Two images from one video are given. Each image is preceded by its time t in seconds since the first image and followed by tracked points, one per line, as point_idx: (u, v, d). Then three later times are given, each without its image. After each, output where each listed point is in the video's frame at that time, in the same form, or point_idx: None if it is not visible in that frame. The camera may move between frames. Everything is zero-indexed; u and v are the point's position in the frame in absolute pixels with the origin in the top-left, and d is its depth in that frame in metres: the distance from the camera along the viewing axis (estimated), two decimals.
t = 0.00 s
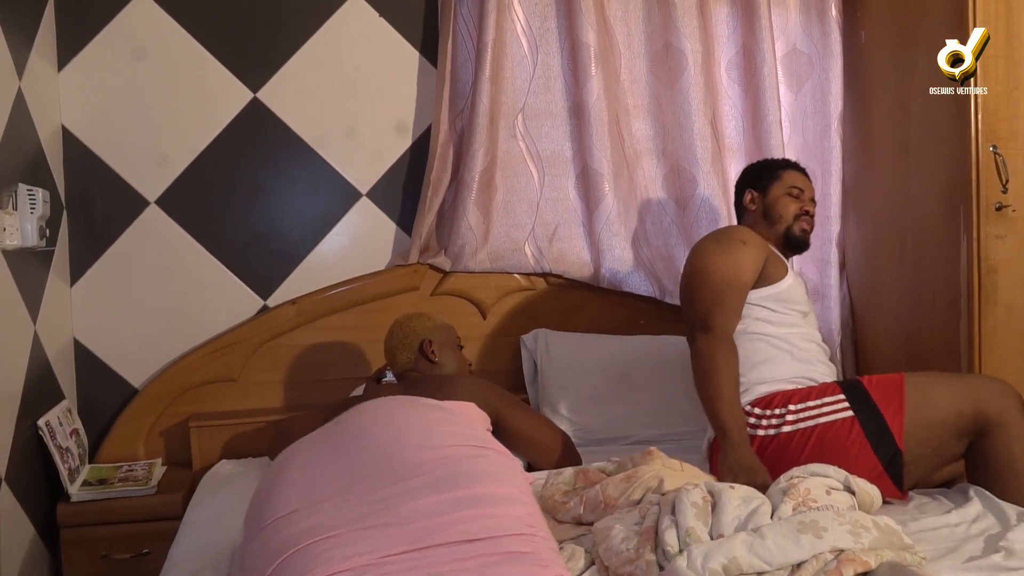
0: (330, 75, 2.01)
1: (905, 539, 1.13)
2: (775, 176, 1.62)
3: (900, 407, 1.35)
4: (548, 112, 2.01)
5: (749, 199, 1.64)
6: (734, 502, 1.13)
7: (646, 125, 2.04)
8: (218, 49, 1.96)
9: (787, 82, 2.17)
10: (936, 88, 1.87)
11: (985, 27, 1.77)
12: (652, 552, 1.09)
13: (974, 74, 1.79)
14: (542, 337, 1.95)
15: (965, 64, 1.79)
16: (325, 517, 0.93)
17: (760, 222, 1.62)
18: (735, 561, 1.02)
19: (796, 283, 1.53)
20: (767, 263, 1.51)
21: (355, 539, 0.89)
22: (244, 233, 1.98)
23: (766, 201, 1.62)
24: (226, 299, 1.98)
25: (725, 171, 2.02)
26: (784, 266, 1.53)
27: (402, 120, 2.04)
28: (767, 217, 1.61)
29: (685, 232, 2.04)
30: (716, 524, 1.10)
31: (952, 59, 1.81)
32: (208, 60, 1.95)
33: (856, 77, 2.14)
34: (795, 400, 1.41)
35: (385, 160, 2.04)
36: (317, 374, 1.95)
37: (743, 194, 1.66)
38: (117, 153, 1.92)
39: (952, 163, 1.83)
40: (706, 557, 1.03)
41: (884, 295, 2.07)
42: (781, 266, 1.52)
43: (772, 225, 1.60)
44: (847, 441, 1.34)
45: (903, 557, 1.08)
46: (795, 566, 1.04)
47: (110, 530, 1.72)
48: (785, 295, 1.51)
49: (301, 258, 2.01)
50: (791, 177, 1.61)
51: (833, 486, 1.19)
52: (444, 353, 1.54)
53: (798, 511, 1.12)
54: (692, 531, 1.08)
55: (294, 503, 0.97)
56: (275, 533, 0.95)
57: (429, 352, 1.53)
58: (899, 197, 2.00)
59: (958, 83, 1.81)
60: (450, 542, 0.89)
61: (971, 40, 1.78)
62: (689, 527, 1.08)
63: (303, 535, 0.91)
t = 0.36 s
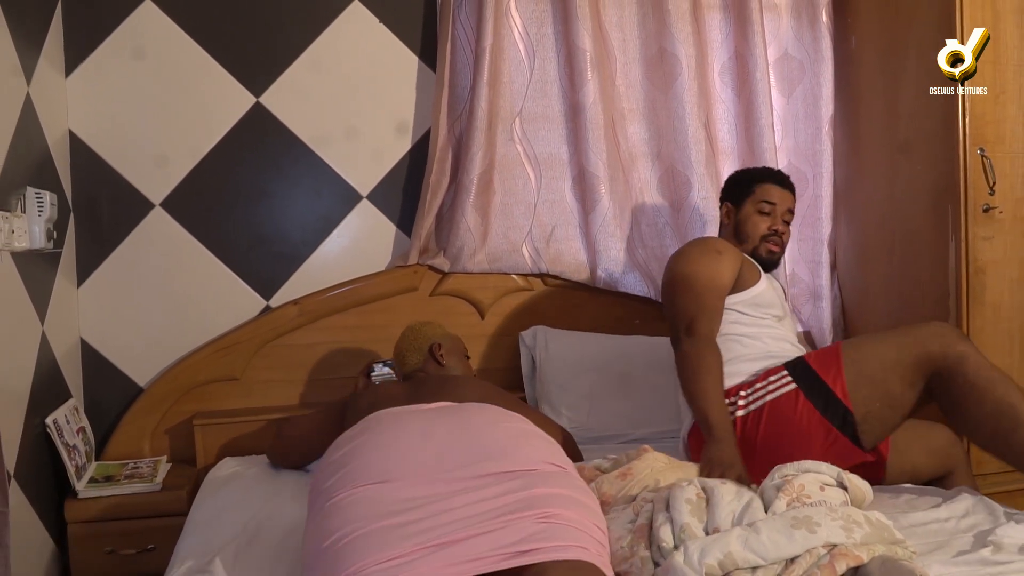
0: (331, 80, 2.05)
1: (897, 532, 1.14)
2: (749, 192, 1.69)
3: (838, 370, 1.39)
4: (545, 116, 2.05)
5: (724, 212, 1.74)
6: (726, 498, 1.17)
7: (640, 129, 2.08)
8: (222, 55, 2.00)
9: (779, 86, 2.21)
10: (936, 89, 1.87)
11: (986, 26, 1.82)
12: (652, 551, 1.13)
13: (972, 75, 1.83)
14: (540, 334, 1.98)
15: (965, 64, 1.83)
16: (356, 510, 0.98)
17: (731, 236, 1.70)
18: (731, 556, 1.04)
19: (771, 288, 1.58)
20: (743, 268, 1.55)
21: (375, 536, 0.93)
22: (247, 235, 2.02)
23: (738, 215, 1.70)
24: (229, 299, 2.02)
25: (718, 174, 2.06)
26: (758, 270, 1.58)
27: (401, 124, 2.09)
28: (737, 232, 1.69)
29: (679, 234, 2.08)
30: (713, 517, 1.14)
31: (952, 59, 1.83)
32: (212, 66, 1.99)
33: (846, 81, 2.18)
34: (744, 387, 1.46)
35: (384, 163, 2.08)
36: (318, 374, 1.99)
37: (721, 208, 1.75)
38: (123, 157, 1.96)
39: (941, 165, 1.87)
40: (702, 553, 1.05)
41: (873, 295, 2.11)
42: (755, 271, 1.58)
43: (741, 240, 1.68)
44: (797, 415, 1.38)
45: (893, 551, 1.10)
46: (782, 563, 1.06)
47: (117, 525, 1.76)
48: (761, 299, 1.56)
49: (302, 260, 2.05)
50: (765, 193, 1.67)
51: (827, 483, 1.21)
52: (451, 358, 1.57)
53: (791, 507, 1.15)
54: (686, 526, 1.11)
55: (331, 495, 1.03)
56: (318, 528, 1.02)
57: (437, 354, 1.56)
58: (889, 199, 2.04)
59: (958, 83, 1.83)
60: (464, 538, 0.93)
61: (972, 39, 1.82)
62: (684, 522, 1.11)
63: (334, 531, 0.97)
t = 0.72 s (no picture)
0: (329, 82, 2.06)
1: (893, 532, 1.15)
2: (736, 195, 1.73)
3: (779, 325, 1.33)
4: (543, 118, 2.06)
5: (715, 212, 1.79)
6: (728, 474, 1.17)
7: (637, 130, 2.09)
8: (221, 57, 2.01)
9: (775, 88, 2.23)
10: (936, 88, 1.87)
11: (986, 26, 1.84)
12: (667, 538, 1.14)
13: (972, 75, 1.84)
14: (539, 334, 2.00)
15: (965, 64, 1.83)
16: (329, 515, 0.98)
17: (721, 237, 1.75)
18: (728, 554, 1.06)
19: (767, 289, 1.59)
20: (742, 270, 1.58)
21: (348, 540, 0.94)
22: (246, 235, 2.03)
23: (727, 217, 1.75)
24: (229, 300, 2.03)
25: (714, 174, 2.07)
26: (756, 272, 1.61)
27: (399, 125, 2.10)
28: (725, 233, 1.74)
29: (675, 235, 2.10)
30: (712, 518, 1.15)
31: (952, 59, 1.84)
32: (211, 68, 2.01)
33: (841, 83, 2.19)
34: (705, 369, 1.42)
35: (383, 165, 2.09)
36: (317, 373, 2.00)
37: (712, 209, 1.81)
38: (123, 158, 1.97)
39: (935, 166, 1.88)
40: (701, 550, 1.06)
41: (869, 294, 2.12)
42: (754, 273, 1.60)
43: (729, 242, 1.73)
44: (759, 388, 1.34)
45: (889, 551, 1.11)
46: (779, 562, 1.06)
47: (118, 524, 1.77)
48: (754, 300, 1.57)
49: (301, 260, 2.07)
50: (753, 196, 1.71)
51: (829, 483, 1.21)
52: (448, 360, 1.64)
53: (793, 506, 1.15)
54: (691, 525, 1.14)
55: (305, 504, 1.03)
56: (293, 537, 1.01)
57: (434, 356, 1.63)
58: (884, 199, 2.05)
59: (958, 83, 1.83)
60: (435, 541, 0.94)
61: (970, 40, 1.84)
62: (688, 522, 1.13)
63: (313, 537, 0.97)
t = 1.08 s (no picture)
0: (329, 83, 2.07)
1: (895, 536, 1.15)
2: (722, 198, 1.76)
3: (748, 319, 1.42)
4: (540, 119, 2.07)
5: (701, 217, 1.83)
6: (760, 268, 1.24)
7: (634, 131, 2.10)
8: (221, 59, 2.02)
9: (771, 89, 2.24)
10: (936, 88, 1.86)
11: (986, 27, 1.85)
12: (740, 425, 1.15)
13: (972, 75, 1.85)
14: (542, 328, 2.01)
15: (964, 64, 1.84)
16: (296, 513, 0.95)
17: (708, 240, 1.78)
18: (740, 545, 1.04)
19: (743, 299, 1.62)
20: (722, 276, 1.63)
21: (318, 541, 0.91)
22: (246, 236, 2.05)
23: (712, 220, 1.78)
24: (228, 300, 2.04)
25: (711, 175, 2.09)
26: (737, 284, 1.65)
27: (398, 126, 2.11)
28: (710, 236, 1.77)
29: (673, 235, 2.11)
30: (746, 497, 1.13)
31: (952, 59, 1.84)
32: (211, 70, 2.02)
33: (838, 84, 2.20)
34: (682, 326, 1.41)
35: (382, 166, 2.10)
36: (316, 373, 2.01)
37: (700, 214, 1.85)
38: (123, 159, 1.98)
39: (932, 167, 1.89)
40: (712, 540, 1.04)
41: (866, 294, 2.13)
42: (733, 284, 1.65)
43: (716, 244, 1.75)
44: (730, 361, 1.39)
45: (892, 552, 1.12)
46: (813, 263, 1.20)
47: (118, 524, 1.78)
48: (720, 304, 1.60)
49: (301, 261, 2.08)
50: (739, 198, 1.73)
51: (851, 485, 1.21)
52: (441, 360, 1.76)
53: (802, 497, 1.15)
54: (765, 378, 1.16)
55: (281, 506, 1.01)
56: (263, 538, 0.98)
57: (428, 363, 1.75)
58: (880, 200, 2.06)
59: (958, 82, 1.84)
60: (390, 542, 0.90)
61: (971, 40, 1.85)
62: (762, 372, 1.16)
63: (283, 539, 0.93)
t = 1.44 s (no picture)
0: (327, 85, 2.07)
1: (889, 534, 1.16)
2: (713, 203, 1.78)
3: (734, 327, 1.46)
4: (538, 120, 2.08)
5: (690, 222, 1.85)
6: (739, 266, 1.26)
7: (632, 132, 2.11)
8: (220, 60, 2.02)
9: (769, 90, 2.24)
10: (936, 88, 1.86)
11: (986, 26, 1.86)
12: (705, 454, 1.17)
13: (971, 75, 1.86)
14: (542, 324, 2.01)
15: (964, 65, 1.84)
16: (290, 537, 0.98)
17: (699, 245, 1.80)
18: (729, 551, 1.05)
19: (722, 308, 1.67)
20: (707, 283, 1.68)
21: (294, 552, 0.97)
22: (245, 237, 2.05)
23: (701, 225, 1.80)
24: (227, 301, 2.05)
25: (709, 175, 2.09)
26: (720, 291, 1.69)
27: (396, 128, 2.12)
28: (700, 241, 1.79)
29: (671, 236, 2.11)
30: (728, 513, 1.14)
31: (952, 59, 1.84)
32: (210, 72, 2.02)
33: (835, 84, 2.21)
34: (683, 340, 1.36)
35: (380, 166, 2.11)
36: (315, 374, 2.02)
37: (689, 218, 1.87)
38: (122, 160, 1.99)
39: (929, 167, 1.89)
40: (701, 546, 1.05)
41: (863, 294, 2.13)
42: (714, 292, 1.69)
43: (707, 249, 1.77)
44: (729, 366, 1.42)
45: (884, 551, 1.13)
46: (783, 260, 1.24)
47: (117, 525, 1.78)
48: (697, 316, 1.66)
49: (299, 262, 2.08)
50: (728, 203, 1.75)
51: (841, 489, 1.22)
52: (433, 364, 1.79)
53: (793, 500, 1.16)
54: (726, 404, 1.17)
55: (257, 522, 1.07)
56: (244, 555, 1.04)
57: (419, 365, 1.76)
58: (877, 200, 2.06)
59: (957, 83, 1.84)
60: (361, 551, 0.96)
61: (971, 40, 1.86)
62: (722, 398, 1.17)
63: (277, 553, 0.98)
